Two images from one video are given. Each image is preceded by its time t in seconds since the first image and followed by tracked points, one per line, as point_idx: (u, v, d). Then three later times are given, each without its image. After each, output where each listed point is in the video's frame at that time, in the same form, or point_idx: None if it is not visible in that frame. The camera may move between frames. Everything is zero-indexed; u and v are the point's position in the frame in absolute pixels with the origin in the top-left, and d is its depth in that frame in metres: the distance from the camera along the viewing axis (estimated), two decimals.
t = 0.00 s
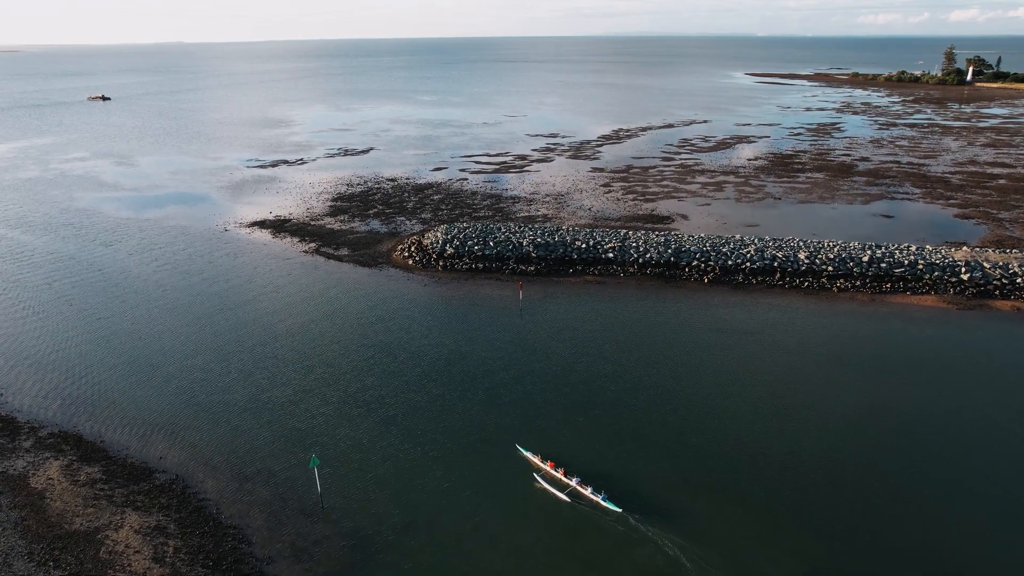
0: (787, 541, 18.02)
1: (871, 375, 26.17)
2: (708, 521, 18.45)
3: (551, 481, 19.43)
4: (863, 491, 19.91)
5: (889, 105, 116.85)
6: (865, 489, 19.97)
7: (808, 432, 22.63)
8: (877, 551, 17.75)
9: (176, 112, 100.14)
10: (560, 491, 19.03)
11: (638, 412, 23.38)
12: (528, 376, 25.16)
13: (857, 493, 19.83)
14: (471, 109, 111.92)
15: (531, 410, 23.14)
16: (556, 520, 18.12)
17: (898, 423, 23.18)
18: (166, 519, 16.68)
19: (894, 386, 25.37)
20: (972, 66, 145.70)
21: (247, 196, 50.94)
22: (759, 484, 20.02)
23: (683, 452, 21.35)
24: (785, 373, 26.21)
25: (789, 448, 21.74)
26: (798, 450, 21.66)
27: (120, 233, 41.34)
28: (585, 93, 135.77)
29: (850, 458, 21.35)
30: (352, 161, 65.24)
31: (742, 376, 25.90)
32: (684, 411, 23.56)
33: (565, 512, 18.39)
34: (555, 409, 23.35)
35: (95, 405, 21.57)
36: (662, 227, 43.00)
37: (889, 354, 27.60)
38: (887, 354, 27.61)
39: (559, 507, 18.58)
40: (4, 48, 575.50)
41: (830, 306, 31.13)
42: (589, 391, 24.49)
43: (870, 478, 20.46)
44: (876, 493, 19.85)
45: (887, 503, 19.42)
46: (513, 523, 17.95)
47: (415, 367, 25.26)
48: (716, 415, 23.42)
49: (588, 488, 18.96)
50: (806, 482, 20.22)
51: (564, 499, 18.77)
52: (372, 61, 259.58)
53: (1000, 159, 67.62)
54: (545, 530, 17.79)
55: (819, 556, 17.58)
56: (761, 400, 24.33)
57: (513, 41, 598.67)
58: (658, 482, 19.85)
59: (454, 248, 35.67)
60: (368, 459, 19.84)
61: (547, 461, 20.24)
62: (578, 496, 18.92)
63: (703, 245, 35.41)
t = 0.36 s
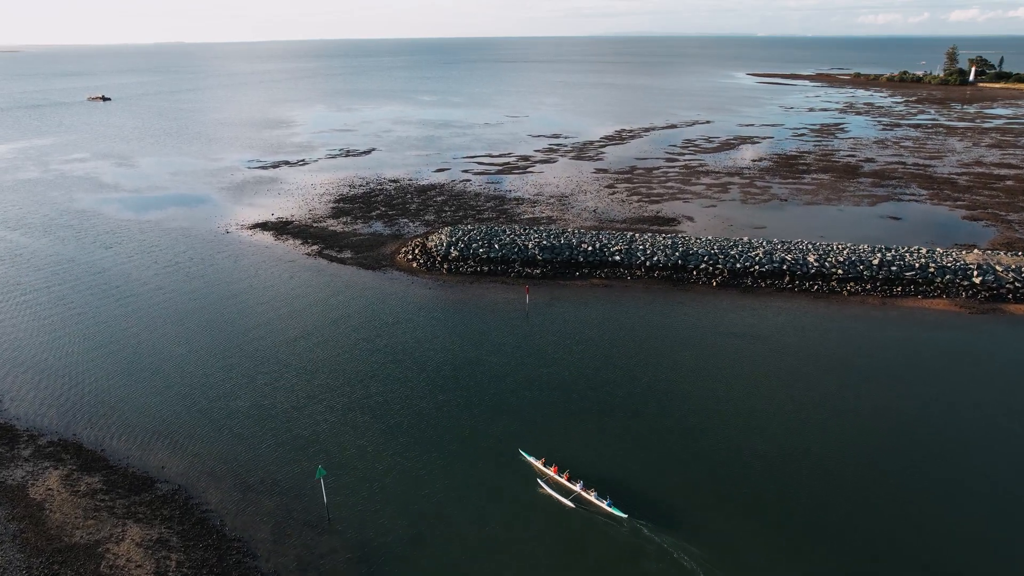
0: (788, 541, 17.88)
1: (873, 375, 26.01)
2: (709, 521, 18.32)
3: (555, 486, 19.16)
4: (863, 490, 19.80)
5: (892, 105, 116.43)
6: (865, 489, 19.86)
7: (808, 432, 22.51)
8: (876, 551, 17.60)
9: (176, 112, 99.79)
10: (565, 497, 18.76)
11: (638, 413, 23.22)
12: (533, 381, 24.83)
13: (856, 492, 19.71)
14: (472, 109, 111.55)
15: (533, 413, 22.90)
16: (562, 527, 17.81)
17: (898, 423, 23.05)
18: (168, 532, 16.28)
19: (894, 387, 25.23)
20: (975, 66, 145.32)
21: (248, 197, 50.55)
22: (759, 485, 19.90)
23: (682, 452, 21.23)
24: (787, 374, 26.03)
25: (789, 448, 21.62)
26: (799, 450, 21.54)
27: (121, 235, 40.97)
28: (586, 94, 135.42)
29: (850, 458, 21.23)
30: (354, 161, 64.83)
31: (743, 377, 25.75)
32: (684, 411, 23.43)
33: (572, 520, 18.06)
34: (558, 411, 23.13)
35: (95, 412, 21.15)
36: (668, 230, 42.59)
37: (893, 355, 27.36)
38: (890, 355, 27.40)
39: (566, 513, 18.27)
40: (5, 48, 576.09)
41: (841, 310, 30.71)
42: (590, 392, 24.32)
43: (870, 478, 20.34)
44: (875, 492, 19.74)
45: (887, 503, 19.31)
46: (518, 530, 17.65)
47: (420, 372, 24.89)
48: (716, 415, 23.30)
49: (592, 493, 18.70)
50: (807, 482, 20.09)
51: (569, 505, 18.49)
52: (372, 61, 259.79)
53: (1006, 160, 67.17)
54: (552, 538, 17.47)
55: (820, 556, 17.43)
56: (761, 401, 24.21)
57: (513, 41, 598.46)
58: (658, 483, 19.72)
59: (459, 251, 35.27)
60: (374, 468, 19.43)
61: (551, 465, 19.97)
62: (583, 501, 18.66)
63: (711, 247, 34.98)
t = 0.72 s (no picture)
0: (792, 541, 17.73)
1: (875, 376, 25.85)
2: (712, 522, 18.18)
3: (559, 492, 18.84)
4: (864, 489, 19.70)
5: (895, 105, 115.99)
6: (867, 488, 19.76)
7: (809, 431, 22.41)
8: (880, 551, 17.49)
9: (176, 112, 99.42)
10: (569, 503, 18.42)
11: (640, 413, 23.07)
12: (539, 385, 24.53)
13: (858, 491, 19.61)
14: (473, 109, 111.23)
15: (536, 416, 22.66)
16: (569, 535, 17.45)
17: (898, 422, 22.96)
18: (171, 545, 15.88)
19: (895, 387, 25.11)
20: (977, 66, 145.03)
21: (249, 199, 50.12)
22: (761, 485, 19.80)
23: (684, 453, 21.10)
24: (790, 376, 25.85)
25: (791, 448, 21.51)
26: (799, 450, 21.43)
27: (121, 237, 40.59)
28: (587, 93, 135.08)
29: (851, 457, 21.12)
30: (356, 162, 64.43)
31: (744, 377, 25.63)
32: (684, 411, 23.32)
33: (578, 528, 17.67)
34: (562, 413, 22.90)
35: (96, 420, 20.74)
36: (674, 232, 42.19)
37: (899, 357, 27.11)
38: (893, 356, 27.23)
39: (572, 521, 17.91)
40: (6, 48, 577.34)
41: (852, 313, 30.30)
42: (592, 394, 24.15)
43: (871, 477, 20.23)
44: (875, 490, 19.68)
45: (887, 501, 19.25)
46: (525, 538, 17.33)
47: (425, 377, 24.55)
48: (716, 415, 23.20)
49: (597, 499, 18.36)
50: (809, 482, 19.95)
51: (574, 511, 18.16)
52: (372, 61, 260.06)
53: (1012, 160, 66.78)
54: (559, 546, 17.12)
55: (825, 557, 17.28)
56: (761, 400, 24.09)
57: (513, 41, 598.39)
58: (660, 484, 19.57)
59: (464, 253, 34.87)
60: (381, 477, 19.06)
61: (555, 470, 19.66)
62: (587, 507, 18.32)
63: (718, 250, 34.60)
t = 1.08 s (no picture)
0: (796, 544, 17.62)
1: (879, 377, 25.66)
2: (716, 523, 18.07)
3: (564, 497, 18.60)
4: (868, 490, 19.59)
5: (898, 106, 115.59)
6: (870, 488, 19.66)
7: (812, 431, 22.29)
8: (881, 551, 17.43)
9: (177, 113, 99.03)
10: (574, 509, 18.19)
11: (644, 415, 22.91)
12: (545, 389, 24.21)
13: (861, 492, 19.51)
14: (475, 109, 110.95)
15: (541, 419, 22.41)
16: (576, 543, 17.18)
17: (901, 422, 22.84)
18: (173, 558, 15.47)
19: (899, 387, 24.95)
20: (979, 66, 144.63)
21: (251, 200, 49.69)
22: (759, 482, 19.80)
23: (687, 454, 20.96)
24: (794, 376, 25.70)
25: (794, 448, 21.40)
26: (802, 450, 21.33)
27: (121, 239, 40.17)
28: (589, 94, 134.66)
29: (854, 457, 21.02)
30: (358, 163, 63.96)
31: (747, 378, 25.48)
32: (687, 412, 23.19)
33: (585, 536, 17.37)
34: (566, 416, 22.67)
35: (96, 428, 20.31)
36: (680, 234, 41.75)
37: (907, 359, 26.82)
38: (898, 357, 27.00)
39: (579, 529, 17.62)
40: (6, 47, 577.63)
41: (863, 317, 29.87)
42: (595, 395, 23.95)
43: (874, 478, 20.11)
44: (875, 489, 19.64)
45: (887, 499, 19.22)
46: (531, 546, 17.05)
47: (431, 382, 24.19)
48: (719, 415, 23.07)
49: (602, 505, 18.15)
50: (813, 483, 19.82)
51: (578, 517, 17.93)
52: (372, 62, 260.63)
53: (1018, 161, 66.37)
54: (566, 555, 16.83)
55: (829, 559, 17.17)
56: (764, 401, 23.96)
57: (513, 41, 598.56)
58: (664, 486, 19.43)
59: (469, 256, 34.43)
60: (388, 487, 18.65)
61: (558, 476, 19.43)
62: (592, 513, 18.10)
63: (726, 253, 34.18)
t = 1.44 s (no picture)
0: (798, 544, 17.49)
1: (881, 379, 25.50)
2: (717, 525, 17.94)
3: (568, 503, 18.29)
4: (870, 491, 19.44)
5: (902, 106, 115.15)
6: (872, 489, 19.52)
7: (812, 432, 22.15)
8: (881, 551, 17.31)
9: (177, 113, 98.60)
10: (578, 514, 17.87)
11: (645, 416, 22.76)
12: (549, 393, 23.94)
13: (863, 493, 19.37)
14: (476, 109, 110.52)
15: (544, 423, 22.15)
16: (581, 550, 16.86)
17: (901, 423, 22.71)
18: (175, 573, 15.07)
19: (903, 389, 24.77)
20: (982, 67, 144.27)
21: (252, 201, 49.29)
22: (759, 483, 19.69)
23: (687, 455, 20.84)
24: (797, 378, 25.49)
25: (795, 449, 21.24)
26: (803, 451, 21.20)
27: (121, 241, 39.74)
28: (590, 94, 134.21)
29: (855, 457, 20.91)
30: (360, 165, 63.51)
31: (748, 379, 25.33)
32: (687, 414, 23.04)
33: (590, 542, 17.06)
34: (569, 419, 22.43)
35: (96, 436, 19.91)
36: (686, 236, 41.33)
37: (915, 362, 26.50)
38: (902, 359, 26.77)
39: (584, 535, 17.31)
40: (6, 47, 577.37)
41: (874, 321, 29.46)
42: (597, 397, 23.78)
43: (874, 478, 20.01)
44: (876, 489, 19.53)
45: (888, 500, 19.09)
46: (536, 553, 16.74)
47: (437, 387, 23.86)
48: (718, 416, 22.96)
49: (606, 510, 17.86)
50: (815, 483, 19.69)
51: (583, 522, 17.62)
52: (372, 62, 260.23)
53: None
54: (571, 562, 16.54)
55: (830, 559, 17.06)
56: (764, 402, 23.83)
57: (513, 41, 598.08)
58: (665, 487, 19.30)
59: (473, 259, 34.04)
60: (393, 496, 18.28)
61: (562, 481, 19.13)
62: (596, 518, 17.79)
63: (734, 255, 33.77)
